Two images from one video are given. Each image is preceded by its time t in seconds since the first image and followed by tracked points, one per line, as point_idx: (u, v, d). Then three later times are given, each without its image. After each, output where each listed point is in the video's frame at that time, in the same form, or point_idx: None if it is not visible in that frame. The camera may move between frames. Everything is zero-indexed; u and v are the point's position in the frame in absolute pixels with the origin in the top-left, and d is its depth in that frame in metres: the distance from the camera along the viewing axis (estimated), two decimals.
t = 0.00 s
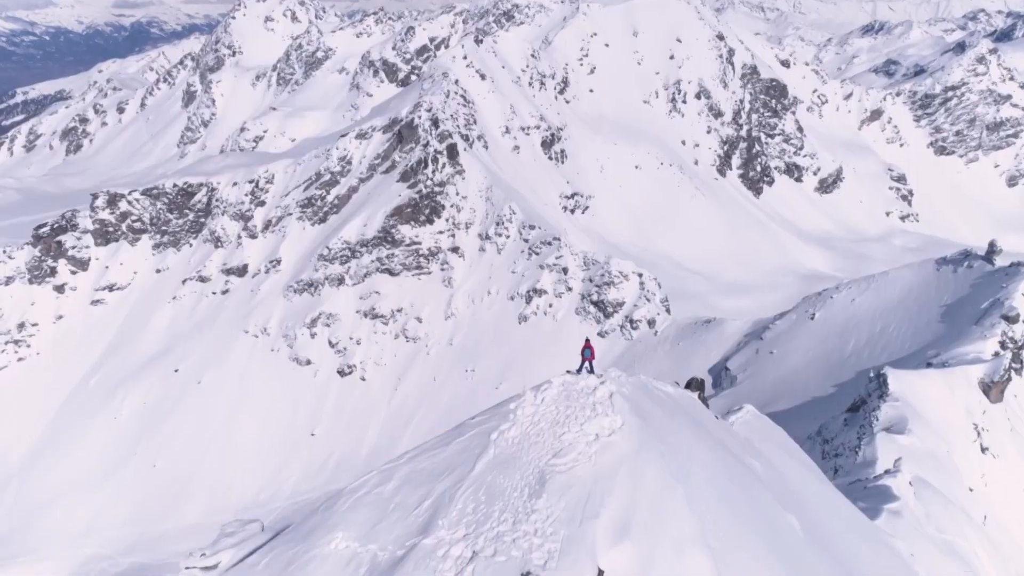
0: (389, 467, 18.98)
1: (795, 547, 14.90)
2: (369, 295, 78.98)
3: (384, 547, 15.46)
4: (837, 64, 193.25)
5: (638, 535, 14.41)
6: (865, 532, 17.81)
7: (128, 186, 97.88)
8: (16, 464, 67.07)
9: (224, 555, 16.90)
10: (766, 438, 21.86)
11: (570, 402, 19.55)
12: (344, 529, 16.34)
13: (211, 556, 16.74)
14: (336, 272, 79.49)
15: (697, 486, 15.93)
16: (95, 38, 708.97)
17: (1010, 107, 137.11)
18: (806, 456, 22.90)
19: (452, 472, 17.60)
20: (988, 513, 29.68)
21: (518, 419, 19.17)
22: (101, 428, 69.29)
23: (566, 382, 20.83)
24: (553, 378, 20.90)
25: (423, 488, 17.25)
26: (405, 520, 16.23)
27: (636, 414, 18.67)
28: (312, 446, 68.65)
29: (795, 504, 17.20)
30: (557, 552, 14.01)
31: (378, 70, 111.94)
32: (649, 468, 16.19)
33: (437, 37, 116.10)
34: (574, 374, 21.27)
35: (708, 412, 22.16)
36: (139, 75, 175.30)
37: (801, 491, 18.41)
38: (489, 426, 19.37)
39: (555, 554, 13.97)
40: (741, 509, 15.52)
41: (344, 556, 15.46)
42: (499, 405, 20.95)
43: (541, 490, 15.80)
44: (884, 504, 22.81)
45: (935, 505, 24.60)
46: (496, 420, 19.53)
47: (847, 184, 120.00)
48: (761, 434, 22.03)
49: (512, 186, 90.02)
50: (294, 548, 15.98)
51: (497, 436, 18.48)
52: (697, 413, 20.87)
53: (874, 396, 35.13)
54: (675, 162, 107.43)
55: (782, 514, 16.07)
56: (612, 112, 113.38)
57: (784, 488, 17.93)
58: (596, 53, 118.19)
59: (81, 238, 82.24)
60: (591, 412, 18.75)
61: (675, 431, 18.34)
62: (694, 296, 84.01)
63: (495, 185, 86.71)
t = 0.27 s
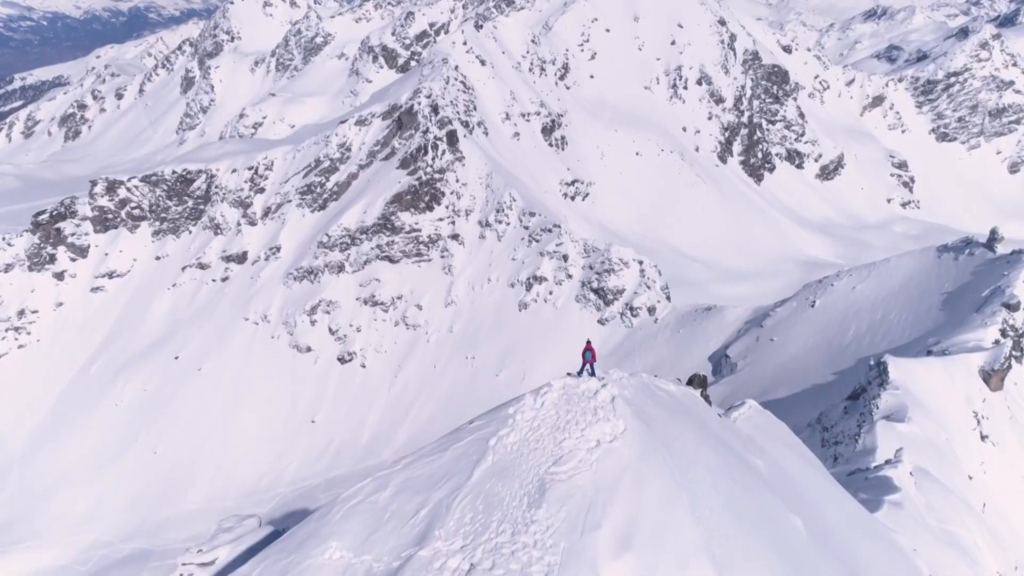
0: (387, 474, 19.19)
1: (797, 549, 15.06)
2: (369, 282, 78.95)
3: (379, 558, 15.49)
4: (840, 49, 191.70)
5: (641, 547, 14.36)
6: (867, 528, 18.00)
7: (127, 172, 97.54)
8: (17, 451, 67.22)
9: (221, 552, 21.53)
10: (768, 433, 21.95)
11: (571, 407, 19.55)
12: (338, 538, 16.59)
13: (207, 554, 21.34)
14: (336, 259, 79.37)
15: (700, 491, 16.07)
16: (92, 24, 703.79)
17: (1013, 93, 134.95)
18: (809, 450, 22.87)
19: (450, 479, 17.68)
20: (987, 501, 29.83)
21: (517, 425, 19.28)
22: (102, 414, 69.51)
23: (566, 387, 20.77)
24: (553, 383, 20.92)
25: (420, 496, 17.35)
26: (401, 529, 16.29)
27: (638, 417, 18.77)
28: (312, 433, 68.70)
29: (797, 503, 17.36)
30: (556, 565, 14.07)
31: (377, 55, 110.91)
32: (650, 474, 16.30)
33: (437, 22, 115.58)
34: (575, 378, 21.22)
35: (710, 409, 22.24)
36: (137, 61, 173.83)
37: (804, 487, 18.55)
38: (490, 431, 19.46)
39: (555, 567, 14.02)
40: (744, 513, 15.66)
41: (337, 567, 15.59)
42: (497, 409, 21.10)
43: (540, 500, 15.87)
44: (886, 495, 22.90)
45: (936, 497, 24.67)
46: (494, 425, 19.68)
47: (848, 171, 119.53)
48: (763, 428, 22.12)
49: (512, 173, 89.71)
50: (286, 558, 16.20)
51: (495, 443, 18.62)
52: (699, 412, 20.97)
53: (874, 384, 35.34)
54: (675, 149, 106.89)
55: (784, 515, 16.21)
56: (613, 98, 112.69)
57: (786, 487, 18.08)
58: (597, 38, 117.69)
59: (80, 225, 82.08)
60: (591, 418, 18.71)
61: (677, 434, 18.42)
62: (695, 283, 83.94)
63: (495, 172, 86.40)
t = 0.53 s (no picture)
0: (381, 481, 18.79)
1: (799, 550, 15.18)
2: (369, 271, 78.94)
3: (374, 569, 15.19)
4: (841, 37, 190.35)
5: (643, 558, 14.42)
6: (869, 523, 18.15)
7: (126, 161, 97.27)
8: (16, 441, 67.16)
9: (218, 550, 25.33)
10: (770, 428, 22.01)
11: (571, 412, 19.49)
12: (333, 548, 16.14)
13: (205, 551, 25.12)
14: (335, 248, 79.35)
15: (701, 496, 16.18)
16: (88, 11, 697.93)
17: (1014, 81, 134.41)
18: (811, 444, 22.88)
19: (446, 488, 17.42)
20: (986, 491, 29.98)
21: (516, 430, 19.04)
22: (102, 404, 69.49)
23: (566, 390, 20.64)
24: (553, 386, 20.66)
25: (416, 504, 17.04)
26: (397, 538, 15.99)
27: (638, 422, 18.85)
28: (312, 422, 68.64)
29: (799, 501, 17.48)
30: None
31: (376, 43, 110.15)
32: (652, 481, 16.43)
33: (436, 10, 114.12)
34: (576, 381, 21.15)
35: (712, 407, 22.30)
36: (135, 49, 172.58)
37: (806, 485, 18.65)
38: (491, 436, 19.08)
39: None
40: (746, 516, 15.77)
41: None
42: (496, 414, 20.89)
43: (539, 509, 15.74)
44: (886, 487, 22.97)
45: (935, 490, 24.76)
46: (493, 431, 19.32)
47: (849, 159, 119.16)
48: (764, 423, 22.20)
49: (512, 162, 89.44)
50: (280, 567, 15.70)
51: (493, 449, 18.37)
52: (701, 412, 21.01)
53: (874, 373, 35.47)
54: (676, 137, 106.64)
55: (787, 515, 16.32)
56: (613, 85, 112.16)
57: (788, 485, 18.18)
58: (597, 26, 117.19)
59: (79, 215, 81.94)
60: (588, 423, 18.81)
61: (679, 438, 18.48)
62: (695, 272, 83.98)
63: (495, 161, 86.22)
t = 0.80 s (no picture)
0: (376, 489, 17.66)
1: (806, 553, 14.89)
2: (367, 259, 78.79)
3: None
4: (841, 22, 189.12)
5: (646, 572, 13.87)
6: (871, 522, 18.04)
7: (122, 148, 96.66)
8: (15, 429, 67.18)
9: (213, 547, 25.97)
10: (771, 427, 21.87)
11: (571, 418, 18.76)
12: (325, 560, 15.19)
13: (202, 548, 25.85)
14: (333, 235, 79.19)
15: (705, 499, 15.80)
16: None
17: (1016, 66, 133.14)
18: (813, 443, 22.60)
19: (442, 498, 16.47)
20: (983, 478, 30.17)
21: (515, 437, 18.25)
22: (101, 392, 69.45)
23: (566, 396, 19.87)
24: (552, 391, 19.90)
25: (411, 514, 16.16)
26: (392, 551, 15.16)
27: (641, 423, 18.39)
28: (312, 409, 68.66)
29: (803, 502, 17.22)
30: None
31: (373, 28, 108.91)
32: (655, 490, 15.85)
33: None
34: (576, 384, 20.38)
35: (713, 407, 21.99)
36: (130, 35, 170.91)
37: (809, 485, 18.46)
38: (490, 443, 18.22)
39: None
40: (751, 519, 15.44)
41: None
42: (493, 421, 19.76)
43: (537, 522, 15.10)
44: (885, 478, 23.01)
45: (933, 480, 24.85)
46: (491, 437, 18.49)
47: (848, 146, 118.81)
48: (765, 422, 22.07)
49: (510, 149, 89.09)
50: None
51: (491, 457, 17.55)
52: (703, 412, 20.68)
53: (873, 361, 35.62)
54: (675, 124, 106.27)
55: (791, 517, 16.06)
56: (612, 71, 111.46)
57: (791, 485, 17.96)
58: (597, 12, 116.52)
59: (76, 202, 81.56)
60: (587, 429, 18.13)
61: (681, 439, 18.07)
62: (694, 259, 83.95)
63: (493, 148, 85.87)
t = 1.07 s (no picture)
0: (372, 497, 16.84)
1: (810, 558, 14.40)
2: (365, 246, 78.62)
3: None
4: (841, 7, 187.69)
5: None
6: (879, 522, 17.50)
7: (118, 135, 95.96)
8: (15, 418, 67.16)
9: (210, 544, 26.39)
10: (774, 422, 21.07)
11: (571, 425, 17.57)
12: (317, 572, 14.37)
13: (197, 546, 26.19)
14: (331, 223, 79.10)
15: (711, 509, 15.10)
16: None
17: (1016, 51, 131.95)
18: (818, 439, 21.90)
19: (440, 508, 15.55)
20: (981, 465, 30.34)
21: (513, 445, 17.05)
22: (100, 379, 69.56)
23: (566, 401, 18.57)
24: (551, 396, 18.62)
25: (409, 525, 15.27)
26: (387, 563, 14.36)
27: (643, 428, 17.50)
28: (310, 396, 68.66)
29: (806, 502, 16.71)
30: None
31: (370, 14, 107.51)
32: (657, 500, 15.16)
33: None
34: (577, 388, 19.18)
35: (716, 403, 21.03)
36: (126, 19, 169.20)
37: (812, 483, 17.91)
38: (487, 451, 17.08)
39: None
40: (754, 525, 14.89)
41: None
42: (490, 426, 18.52)
43: (536, 535, 14.29)
44: (885, 469, 23.00)
45: (931, 470, 24.91)
46: (488, 445, 17.33)
47: (848, 133, 118.45)
48: (767, 416, 21.28)
49: (508, 135, 88.71)
50: None
51: (488, 466, 16.45)
52: (705, 410, 19.78)
53: (871, 349, 35.92)
54: (674, 110, 105.91)
55: (796, 520, 15.52)
56: (611, 57, 110.75)
57: (794, 485, 17.37)
58: None
59: (72, 189, 81.20)
60: (588, 437, 17.07)
61: (684, 443, 17.28)
62: (693, 246, 83.94)
63: (491, 134, 85.54)
